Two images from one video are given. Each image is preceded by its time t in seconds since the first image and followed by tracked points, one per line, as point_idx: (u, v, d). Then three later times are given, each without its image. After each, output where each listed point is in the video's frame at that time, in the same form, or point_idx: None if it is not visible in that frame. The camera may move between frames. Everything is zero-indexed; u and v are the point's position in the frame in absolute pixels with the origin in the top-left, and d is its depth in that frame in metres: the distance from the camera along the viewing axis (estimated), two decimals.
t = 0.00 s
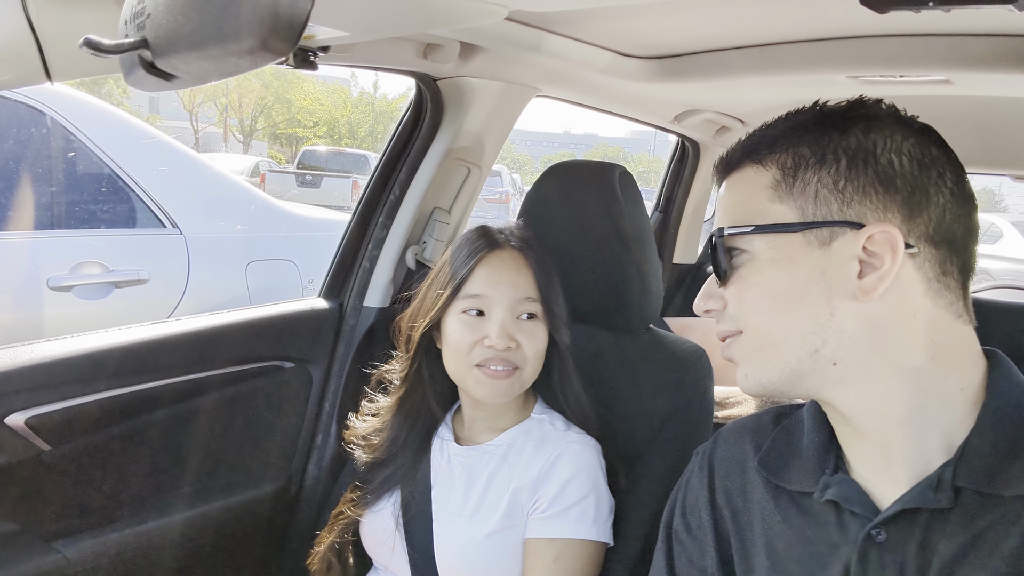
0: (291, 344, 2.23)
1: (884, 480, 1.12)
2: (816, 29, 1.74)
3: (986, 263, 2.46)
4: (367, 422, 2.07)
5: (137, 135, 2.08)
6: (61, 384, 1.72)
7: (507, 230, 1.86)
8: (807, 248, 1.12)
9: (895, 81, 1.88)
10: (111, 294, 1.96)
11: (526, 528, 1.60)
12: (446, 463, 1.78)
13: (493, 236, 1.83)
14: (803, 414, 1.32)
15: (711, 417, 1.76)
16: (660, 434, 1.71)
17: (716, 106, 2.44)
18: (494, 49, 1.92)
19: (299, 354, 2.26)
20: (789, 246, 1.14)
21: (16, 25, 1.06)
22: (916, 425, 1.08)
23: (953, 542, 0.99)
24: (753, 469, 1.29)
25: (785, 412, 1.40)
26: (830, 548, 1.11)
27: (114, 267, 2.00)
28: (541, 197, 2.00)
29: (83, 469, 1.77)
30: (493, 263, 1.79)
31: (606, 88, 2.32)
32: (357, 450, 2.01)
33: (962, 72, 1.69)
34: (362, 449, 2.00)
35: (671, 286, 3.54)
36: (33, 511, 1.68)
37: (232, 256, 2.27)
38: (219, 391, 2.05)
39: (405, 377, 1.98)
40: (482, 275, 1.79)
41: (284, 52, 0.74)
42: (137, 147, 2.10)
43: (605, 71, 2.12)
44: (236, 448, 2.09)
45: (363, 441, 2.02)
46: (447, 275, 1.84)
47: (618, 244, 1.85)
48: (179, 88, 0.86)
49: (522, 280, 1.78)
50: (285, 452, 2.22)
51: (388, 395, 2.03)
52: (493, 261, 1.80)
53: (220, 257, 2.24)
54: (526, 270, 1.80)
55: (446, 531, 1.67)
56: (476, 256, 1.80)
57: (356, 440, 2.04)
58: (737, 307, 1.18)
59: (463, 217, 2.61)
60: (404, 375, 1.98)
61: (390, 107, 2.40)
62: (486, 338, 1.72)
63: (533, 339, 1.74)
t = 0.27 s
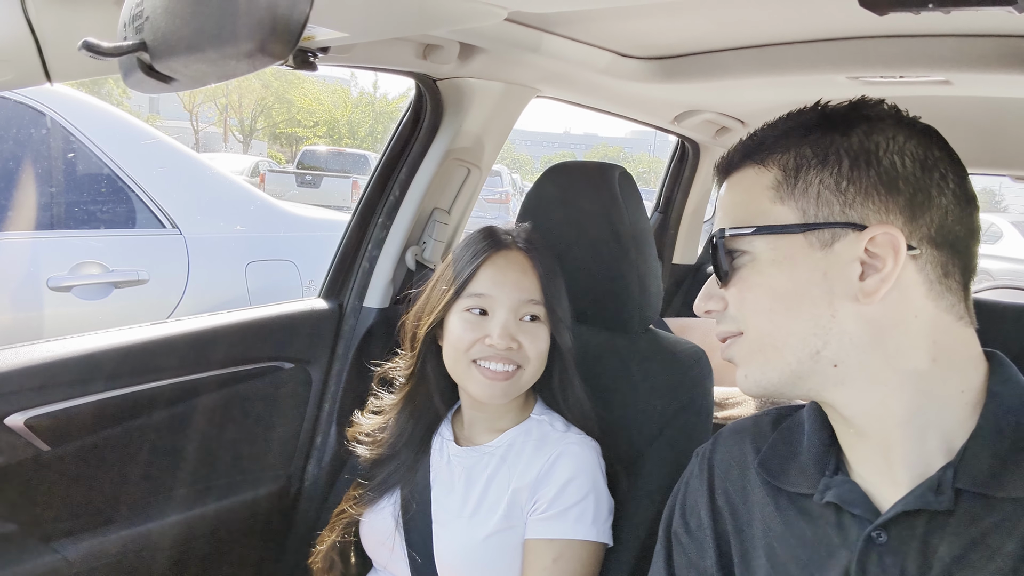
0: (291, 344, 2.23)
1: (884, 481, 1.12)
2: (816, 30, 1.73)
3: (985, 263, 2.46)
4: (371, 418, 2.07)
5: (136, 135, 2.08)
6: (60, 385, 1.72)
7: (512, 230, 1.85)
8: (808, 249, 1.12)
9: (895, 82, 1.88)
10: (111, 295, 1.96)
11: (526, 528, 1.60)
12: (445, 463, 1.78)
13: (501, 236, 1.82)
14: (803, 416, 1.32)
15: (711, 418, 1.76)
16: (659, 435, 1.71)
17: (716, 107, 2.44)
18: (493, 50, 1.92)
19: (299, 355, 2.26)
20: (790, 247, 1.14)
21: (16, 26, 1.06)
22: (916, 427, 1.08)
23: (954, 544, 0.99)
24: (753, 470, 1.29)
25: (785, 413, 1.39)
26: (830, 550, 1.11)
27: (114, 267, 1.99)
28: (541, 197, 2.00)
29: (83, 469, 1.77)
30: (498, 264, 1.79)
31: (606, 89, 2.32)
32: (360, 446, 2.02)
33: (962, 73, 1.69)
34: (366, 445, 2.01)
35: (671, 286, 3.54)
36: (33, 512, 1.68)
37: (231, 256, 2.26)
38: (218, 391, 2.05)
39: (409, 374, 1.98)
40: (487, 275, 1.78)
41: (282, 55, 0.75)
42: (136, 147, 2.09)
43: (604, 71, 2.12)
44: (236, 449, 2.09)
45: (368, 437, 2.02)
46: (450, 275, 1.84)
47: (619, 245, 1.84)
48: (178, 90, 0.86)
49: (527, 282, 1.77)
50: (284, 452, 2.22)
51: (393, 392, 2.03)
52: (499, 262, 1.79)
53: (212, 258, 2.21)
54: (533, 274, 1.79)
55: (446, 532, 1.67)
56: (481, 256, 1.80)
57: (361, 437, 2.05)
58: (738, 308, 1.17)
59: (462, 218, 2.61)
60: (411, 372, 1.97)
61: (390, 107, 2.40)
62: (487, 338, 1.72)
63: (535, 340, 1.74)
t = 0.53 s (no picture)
0: (290, 344, 2.23)
1: (882, 480, 1.12)
2: (814, 30, 1.74)
3: (985, 263, 2.46)
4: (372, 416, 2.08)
5: (136, 135, 2.08)
6: (60, 384, 1.72)
7: (511, 231, 1.85)
8: (808, 249, 1.13)
9: (893, 81, 1.88)
10: (110, 294, 1.97)
11: (525, 528, 1.60)
12: (445, 463, 1.79)
13: (501, 236, 1.82)
14: (802, 414, 1.32)
15: (709, 417, 1.76)
16: (658, 434, 1.71)
17: (716, 106, 2.45)
18: (492, 50, 1.92)
19: (299, 354, 2.26)
20: (790, 246, 1.14)
21: (15, 26, 1.06)
22: (915, 426, 1.08)
23: (953, 541, 0.99)
24: (752, 469, 1.30)
25: (784, 412, 1.40)
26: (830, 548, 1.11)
27: (113, 267, 2.00)
28: (541, 197, 2.00)
29: (82, 469, 1.77)
30: (499, 263, 1.79)
31: (605, 89, 2.32)
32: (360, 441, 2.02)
33: (961, 73, 1.69)
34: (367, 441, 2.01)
35: (671, 286, 3.54)
36: (32, 511, 1.68)
37: (230, 256, 2.26)
38: (218, 391, 2.05)
39: (408, 373, 1.98)
40: (488, 274, 1.78)
41: (279, 54, 0.75)
42: (136, 147, 2.09)
43: (603, 71, 2.12)
44: (235, 448, 2.09)
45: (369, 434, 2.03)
46: (450, 275, 1.84)
47: (620, 244, 1.85)
48: (178, 89, 0.86)
49: (528, 282, 1.78)
50: (284, 452, 2.22)
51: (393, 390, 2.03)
52: (501, 261, 1.79)
53: (219, 258, 2.24)
54: (534, 273, 1.80)
55: (445, 531, 1.67)
56: (483, 255, 1.80)
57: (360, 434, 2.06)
58: (738, 307, 1.18)
59: (462, 218, 2.62)
60: (410, 368, 1.97)
61: (389, 106, 2.40)
62: (488, 337, 1.72)
63: (535, 339, 1.74)
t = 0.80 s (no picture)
0: (289, 345, 2.24)
1: (881, 482, 1.12)
2: (812, 32, 1.74)
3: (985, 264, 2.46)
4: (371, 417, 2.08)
5: (135, 136, 2.10)
6: (58, 386, 1.72)
7: (510, 232, 1.85)
8: (808, 251, 1.13)
9: (891, 83, 1.89)
10: (109, 295, 1.96)
11: (524, 529, 1.60)
12: (443, 464, 1.79)
13: (500, 237, 1.82)
14: (799, 416, 1.32)
15: (708, 418, 1.76)
16: (656, 436, 1.71)
17: (714, 108, 2.45)
18: (491, 51, 1.92)
19: (298, 355, 2.27)
20: (790, 248, 1.14)
21: (13, 27, 1.06)
22: (914, 428, 1.08)
23: (951, 543, 0.99)
24: (749, 471, 1.30)
25: (782, 413, 1.40)
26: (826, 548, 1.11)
27: (112, 267, 2.00)
28: (540, 197, 2.00)
29: (81, 470, 1.77)
30: (499, 265, 1.79)
31: (604, 90, 2.33)
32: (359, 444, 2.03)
33: (958, 74, 1.70)
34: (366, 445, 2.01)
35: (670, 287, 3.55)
36: (31, 512, 1.68)
37: (229, 258, 2.26)
38: (217, 392, 2.05)
39: (407, 374, 1.99)
40: (488, 276, 1.78)
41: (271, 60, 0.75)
42: (135, 148, 2.11)
43: (601, 73, 2.13)
44: (234, 449, 2.10)
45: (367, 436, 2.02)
46: (449, 278, 1.84)
47: (620, 245, 1.85)
48: (174, 94, 0.86)
49: (527, 283, 1.78)
50: (283, 452, 2.22)
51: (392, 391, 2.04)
52: (502, 263, 1.79)
53: (206, 258, 2.21)
54: (533, 275, 1.80)
55: (443, 532, 1.67)
56: (482, 256, 1.79)
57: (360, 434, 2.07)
58: (737, 308, 1.18)
59: (460, 219, 2.62)
60: (407, 370, 1.99)
61: (389, 106, 2.41)
62: (487, 338, 1.72)
63: (535, 340, 1.74)
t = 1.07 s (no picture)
0: (287, 345, 2.24)
1: (878, 483, 1.12)
2: (809, 33, 1.74)
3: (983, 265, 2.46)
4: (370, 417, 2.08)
5: (134, 138, 2.10)
6: (56, 387, 1.73)
7: (512, 234, 1.85)
8: (842, 246, 1.08)
9: (889, 84, 1.89)
10: (108, 296, 1.96)
11: (521, 530, 1.61)
12: (442, 467, 1.79)
13: (502, 238, 1.82)
14: (794, 418, 1.33)
15: (704, 419, 1.76)
16: (653, 437, 1.71)
17: (713, 108, 2.45)
18: (487, 52, 1.92)
19: (295, 356, 2.27)
20: (826, 242, 1.09)
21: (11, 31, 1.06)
22: (913, 430, 1.08)
23: (948, 546, 0.99)
24: (745, 473, 1.30)
25: (778, 413, 1.40)
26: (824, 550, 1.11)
27: (110, 268, 1.99)
28: (538, 198, 2.00)
29: (78, 471, 1.77)
30: (500, 266, 1.79)
31: (602, 91, 2.33)
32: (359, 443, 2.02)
33: (956, 75, 1.70)
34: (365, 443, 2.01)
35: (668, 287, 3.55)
36: (28, 513, 1.69)
37: (229, 259, 2.26)
38: (215, 392, 2.06)
39: (407, 373, 1.98)
40: (490, 277, 1.78)
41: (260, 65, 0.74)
42: (133, 150, 2.11)
43: (599, 74, 2.13)
44: (232, 450, 2.10)
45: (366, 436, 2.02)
46: (448, 281, 1.85)
47: (623, 246, 1.85)
48: (166, 97, 0.86)
49: (529, 285, 1.78)
50: (280, 453, 2.23)
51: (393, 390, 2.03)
52: (504, 264, 1.80)
53: (207, 258, 2.21)
54: (535, 276, 1.80)
55: (441, 533, 1.67)
56: (485, 256, 1.80)
57: (360, 434, 2.05)
58: (760, 300, 1.13)
59: (458, 220, 2.62)
60: (405, 370, 1.99)
61: (390, 106, 2.42)
62: (487, 339, 1.72)
63: (535, 343, 1.75)
